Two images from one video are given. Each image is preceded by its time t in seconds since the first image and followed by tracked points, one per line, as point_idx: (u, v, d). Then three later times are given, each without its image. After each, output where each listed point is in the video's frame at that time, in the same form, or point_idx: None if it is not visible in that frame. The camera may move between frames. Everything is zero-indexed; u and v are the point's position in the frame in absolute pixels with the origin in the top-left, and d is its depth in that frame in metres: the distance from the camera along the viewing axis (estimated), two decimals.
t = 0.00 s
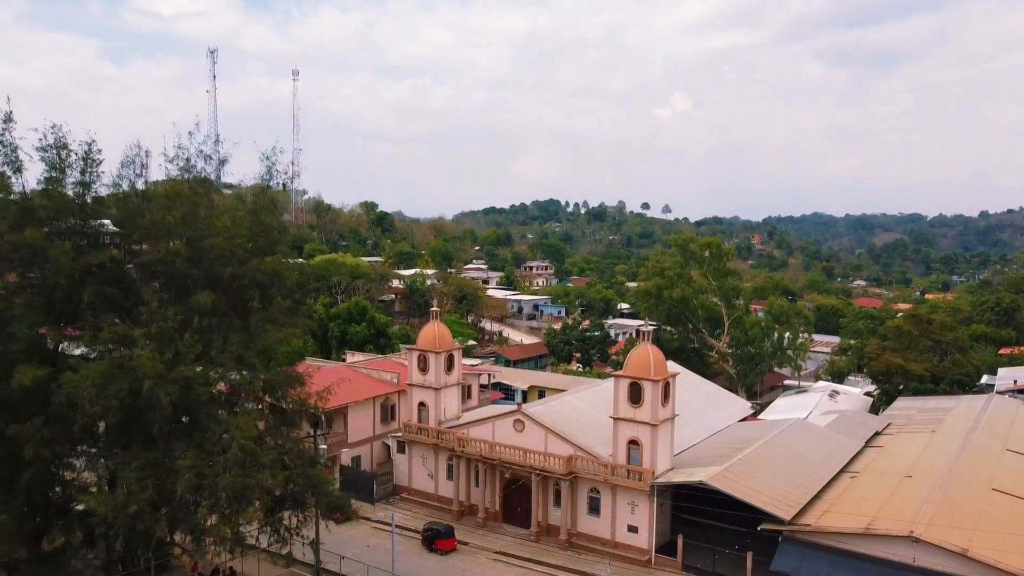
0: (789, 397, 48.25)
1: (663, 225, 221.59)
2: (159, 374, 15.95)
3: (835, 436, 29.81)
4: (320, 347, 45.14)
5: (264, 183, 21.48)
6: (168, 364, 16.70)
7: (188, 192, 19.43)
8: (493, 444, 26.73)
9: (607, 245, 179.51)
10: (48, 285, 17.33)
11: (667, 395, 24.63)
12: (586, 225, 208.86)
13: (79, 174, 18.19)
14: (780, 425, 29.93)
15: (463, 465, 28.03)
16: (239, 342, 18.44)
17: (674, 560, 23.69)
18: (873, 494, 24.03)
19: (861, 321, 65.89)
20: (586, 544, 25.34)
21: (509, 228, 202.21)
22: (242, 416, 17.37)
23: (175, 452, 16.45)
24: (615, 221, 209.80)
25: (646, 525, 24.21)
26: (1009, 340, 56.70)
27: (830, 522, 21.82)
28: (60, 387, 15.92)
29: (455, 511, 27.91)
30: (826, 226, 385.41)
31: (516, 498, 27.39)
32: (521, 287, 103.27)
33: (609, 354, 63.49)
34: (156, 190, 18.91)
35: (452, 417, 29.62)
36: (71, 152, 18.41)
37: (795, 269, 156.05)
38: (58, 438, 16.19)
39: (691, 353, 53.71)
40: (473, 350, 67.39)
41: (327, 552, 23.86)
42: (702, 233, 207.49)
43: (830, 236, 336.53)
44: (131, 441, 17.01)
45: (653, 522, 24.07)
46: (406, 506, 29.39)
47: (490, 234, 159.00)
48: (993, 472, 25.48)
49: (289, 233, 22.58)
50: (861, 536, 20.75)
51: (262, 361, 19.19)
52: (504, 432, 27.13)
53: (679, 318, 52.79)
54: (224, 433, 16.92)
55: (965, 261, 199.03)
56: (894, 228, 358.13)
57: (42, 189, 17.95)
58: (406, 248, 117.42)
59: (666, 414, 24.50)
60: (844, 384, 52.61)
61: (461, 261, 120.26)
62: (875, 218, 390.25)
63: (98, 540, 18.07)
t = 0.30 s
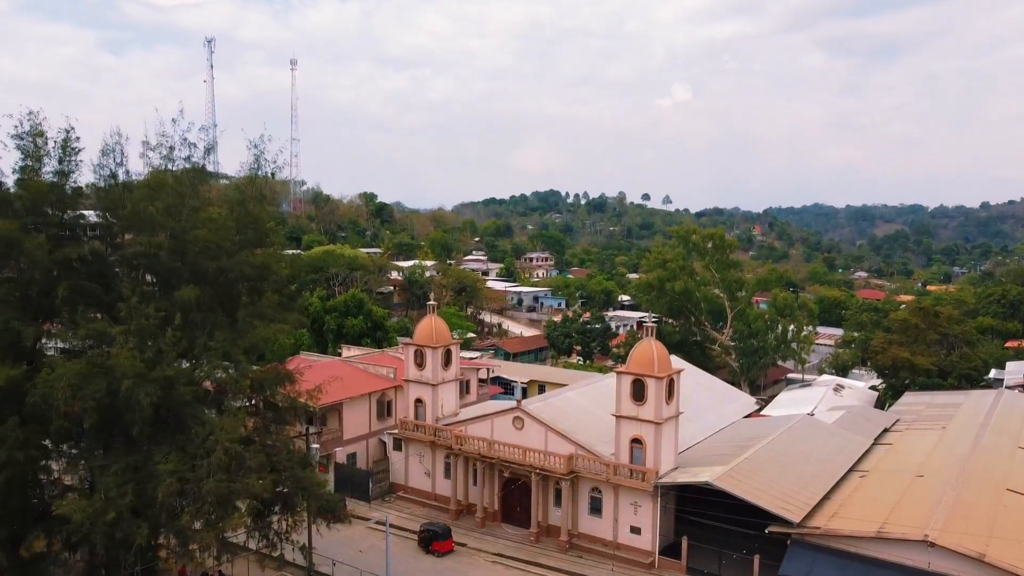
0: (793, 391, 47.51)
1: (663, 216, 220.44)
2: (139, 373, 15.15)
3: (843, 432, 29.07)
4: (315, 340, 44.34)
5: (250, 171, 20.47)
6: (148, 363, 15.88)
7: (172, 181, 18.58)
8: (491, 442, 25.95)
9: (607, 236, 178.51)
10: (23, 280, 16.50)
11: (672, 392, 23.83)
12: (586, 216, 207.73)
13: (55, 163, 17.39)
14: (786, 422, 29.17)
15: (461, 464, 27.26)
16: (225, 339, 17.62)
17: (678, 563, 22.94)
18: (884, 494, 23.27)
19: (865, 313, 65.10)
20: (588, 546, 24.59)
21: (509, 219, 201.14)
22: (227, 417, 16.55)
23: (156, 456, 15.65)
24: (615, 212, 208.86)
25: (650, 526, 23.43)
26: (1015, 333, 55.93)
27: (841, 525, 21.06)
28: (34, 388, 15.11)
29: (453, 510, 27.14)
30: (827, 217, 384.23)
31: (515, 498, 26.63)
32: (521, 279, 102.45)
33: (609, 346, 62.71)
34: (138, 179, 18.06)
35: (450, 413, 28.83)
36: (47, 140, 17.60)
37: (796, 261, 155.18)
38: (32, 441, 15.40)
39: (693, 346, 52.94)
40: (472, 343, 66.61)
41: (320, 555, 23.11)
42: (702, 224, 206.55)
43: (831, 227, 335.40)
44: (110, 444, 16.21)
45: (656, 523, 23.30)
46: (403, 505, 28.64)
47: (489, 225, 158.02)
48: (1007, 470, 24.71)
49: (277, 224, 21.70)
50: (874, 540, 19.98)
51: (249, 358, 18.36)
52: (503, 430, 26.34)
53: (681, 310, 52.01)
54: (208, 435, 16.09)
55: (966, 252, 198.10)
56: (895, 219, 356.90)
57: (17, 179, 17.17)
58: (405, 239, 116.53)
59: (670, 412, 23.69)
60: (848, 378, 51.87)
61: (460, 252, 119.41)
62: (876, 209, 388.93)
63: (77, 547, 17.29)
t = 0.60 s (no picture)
0: (797, 385, 46.70)
1: (664, 207, 219.33)
2: (115, 374, 14.32)
3: (852, 430, 28.26)
4: (311, 334, 43.53)
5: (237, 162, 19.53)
6: (127, 363, 15.06)
7: (154, 170, 17.70)
8: (490, 440, 25.16)
9: (608, 226, 177.50)
10: None
11: (676, 390, 23.01)
12: (587, 207, 206.65)
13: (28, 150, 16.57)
14: (793, 419, 28.35)
15: (459, 462, 26.48)
16: (209, 336, 16.75)
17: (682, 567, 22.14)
18: (896, 495, 22.46)
19: (870, 306, 64.23)
20: (589, 548, 23.83)
21: (509, 210, 200.08)
22: (210, 419, 15.71)
23: (134, 461, 14.82)
24: (616, 203, 207.77)
25: (653, 528, 22.66)
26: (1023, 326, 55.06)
27: (852, 529, 20.25)
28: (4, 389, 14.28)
29: (450, 510, 26.37)
30: (828, 207, 382.93)
31: (514, 498, 25.85)
32: (521, 270, 101.57)
33: (610, 339, 61.91)
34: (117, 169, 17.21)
35: (447, 410, 28.04)
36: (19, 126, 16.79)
37: (797, 252, 154.15)
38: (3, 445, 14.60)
39: (695, 339, 52.10)
40: (471, 336, 65.80)
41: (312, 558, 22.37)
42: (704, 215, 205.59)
43: (832, 218, 334.16)
44: (87, 448, 15.40)
45: (660, 525, 22.53)
46: (399, 504, 27.88)
47: (489, 216, 157.03)
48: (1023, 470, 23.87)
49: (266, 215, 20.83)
50: (887, 545, 19.16)
51: (236, 356, 17.54)
52: (502, 427, 25.54)
53: (682, 302, 51.17)
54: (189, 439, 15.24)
55: (968, 243, 196.98)
56: (896, 210, 355.62)
57: None
58: (404, 230, 115.66)
59: (675, 410, 22.88)
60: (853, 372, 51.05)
61: (459, 244, 118.54)
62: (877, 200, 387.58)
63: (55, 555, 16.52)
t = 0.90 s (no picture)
0: (801, 380, 45.88)
1: (664, 198, 218.16)
2: (86, 377, 13.45)
3: (861, 428, 27.45)
4: (306, 328, 42.65)
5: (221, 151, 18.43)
6: (100, 365, 14.20)
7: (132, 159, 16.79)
8: (487, 440, 24.34)
9: (608, 217, 176.36)
10: None
11: (681, 389, 22.15)
12: (586, 198, 205.59)
13: None
14: (801, 417, 27.53)
15: (456, 462, 25.67)
16: (189, 335, 15.87)
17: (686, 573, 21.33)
18: (909, 498, 21.64)
19: (874, 298, 63.32)
20: (590, 551, 23.04)
21: (508, 201, 199.00)
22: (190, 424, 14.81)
23: (108, 469, 13.95)
24: (616, 194, 206.67)
25: (657, 532, 21.86)
26: None
27: (865, 535, 19.42)
28: None
29: (447, 511, 25.57)
30: (829, 198, 381.54)
31: (513, 499, 25.03)
32: (520, 262, 100.68)
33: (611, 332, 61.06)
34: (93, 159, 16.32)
35: (444, 408, 27.20)
36: None
37: (799, 243, 153.08)
38: None
39: (697, 332, 51.23)
40: (470, 329, 64.97)
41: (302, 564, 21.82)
42: (705, 206, 204.47)
43: (832, 208, 333.03)
44: (59, 455, 14.53)
45: (664, 529, 21.71)
46: (395, 505, 27.12)
47: (488, 207, 155.97)
48: None
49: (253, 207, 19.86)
50: (902, 552, 18.34)
51: (218, 355, 16.67)
52: (500, 426, 24.71)
53: (684, 295, 50.27)
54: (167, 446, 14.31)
55: (969, 234, 196.01)
56: (897, 200, 354.53)
57: None
58: (403, 221, 114.68)
59: (679, 409, 22.03)
60: (858, 366, 50.24)
61: (458, 235, 117.60)
62: (877, 191, 386.27)
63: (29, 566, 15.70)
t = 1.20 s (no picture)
0: (806, 374, 45.01)
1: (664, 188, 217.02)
2: (54, 381, 12.60)
3: (871, 427, 26.60)
4: (301, 322, 41.76)
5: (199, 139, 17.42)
6: (69, 368, 13.34)
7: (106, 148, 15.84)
8: (485, 440, 23.49)
9: (608, 208, 175.28)
10: None
11: (686, 388, 21.27)
12: (586, 188, 204.49)
13: None
14: (809, 416, 26.67)
15: (452, 462, 24.84)
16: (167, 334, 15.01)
17: None
18: (923, 502, 20.79)
19: (878, 290, 62.38)
20: (592, 555, 22.24)
21: (508, 191, 197.94)
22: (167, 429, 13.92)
23: (79, 479, 13.10)
24: (616, 184, 205.53)
25: (661, 536, 21.04)
26: None
27: (879, 542, 18.55)
28: None
29: (443, 513, 24.78)
30: (830, 188, 380.05)
31: (512, 500, 24.21)
32: (520, 253, 99.72)
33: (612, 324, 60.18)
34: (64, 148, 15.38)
35: (440, 405, 26.35)
36: None
37: (800, 234, 152.07)
38: None
39: (700, 325, 50.36)
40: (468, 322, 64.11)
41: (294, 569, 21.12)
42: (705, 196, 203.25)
43: (833, 199, 331.70)
44: (28, 462, 13.67)
45: (668, 533, 20.89)
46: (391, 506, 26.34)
47: (488, 197, 154.83)
48: None
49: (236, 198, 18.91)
50: (919, 561, 17.48)
51: (199, 355, 15.80)
52: (498, 425, 23.87)
53: (687, 287, 49.33)
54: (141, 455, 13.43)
55: (971, 224, 195.03)
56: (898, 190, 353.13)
57: None
58: (402, 212, 113.69)
59: (685, 409, 21.16)
60: (863, 359, 49.40)
61: (458, 226, 116.63)
62: (878, 181, 384.83)
63: None
